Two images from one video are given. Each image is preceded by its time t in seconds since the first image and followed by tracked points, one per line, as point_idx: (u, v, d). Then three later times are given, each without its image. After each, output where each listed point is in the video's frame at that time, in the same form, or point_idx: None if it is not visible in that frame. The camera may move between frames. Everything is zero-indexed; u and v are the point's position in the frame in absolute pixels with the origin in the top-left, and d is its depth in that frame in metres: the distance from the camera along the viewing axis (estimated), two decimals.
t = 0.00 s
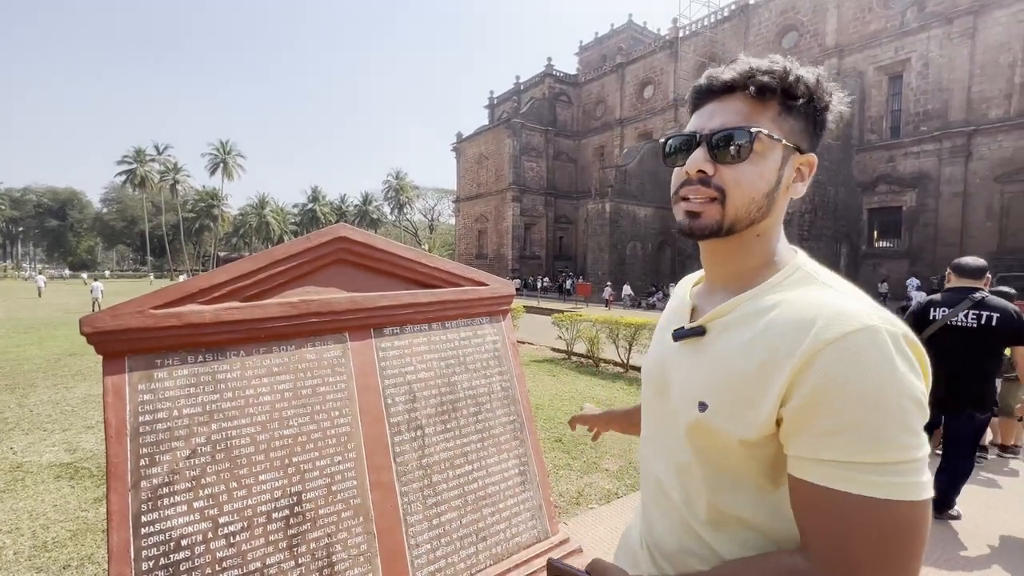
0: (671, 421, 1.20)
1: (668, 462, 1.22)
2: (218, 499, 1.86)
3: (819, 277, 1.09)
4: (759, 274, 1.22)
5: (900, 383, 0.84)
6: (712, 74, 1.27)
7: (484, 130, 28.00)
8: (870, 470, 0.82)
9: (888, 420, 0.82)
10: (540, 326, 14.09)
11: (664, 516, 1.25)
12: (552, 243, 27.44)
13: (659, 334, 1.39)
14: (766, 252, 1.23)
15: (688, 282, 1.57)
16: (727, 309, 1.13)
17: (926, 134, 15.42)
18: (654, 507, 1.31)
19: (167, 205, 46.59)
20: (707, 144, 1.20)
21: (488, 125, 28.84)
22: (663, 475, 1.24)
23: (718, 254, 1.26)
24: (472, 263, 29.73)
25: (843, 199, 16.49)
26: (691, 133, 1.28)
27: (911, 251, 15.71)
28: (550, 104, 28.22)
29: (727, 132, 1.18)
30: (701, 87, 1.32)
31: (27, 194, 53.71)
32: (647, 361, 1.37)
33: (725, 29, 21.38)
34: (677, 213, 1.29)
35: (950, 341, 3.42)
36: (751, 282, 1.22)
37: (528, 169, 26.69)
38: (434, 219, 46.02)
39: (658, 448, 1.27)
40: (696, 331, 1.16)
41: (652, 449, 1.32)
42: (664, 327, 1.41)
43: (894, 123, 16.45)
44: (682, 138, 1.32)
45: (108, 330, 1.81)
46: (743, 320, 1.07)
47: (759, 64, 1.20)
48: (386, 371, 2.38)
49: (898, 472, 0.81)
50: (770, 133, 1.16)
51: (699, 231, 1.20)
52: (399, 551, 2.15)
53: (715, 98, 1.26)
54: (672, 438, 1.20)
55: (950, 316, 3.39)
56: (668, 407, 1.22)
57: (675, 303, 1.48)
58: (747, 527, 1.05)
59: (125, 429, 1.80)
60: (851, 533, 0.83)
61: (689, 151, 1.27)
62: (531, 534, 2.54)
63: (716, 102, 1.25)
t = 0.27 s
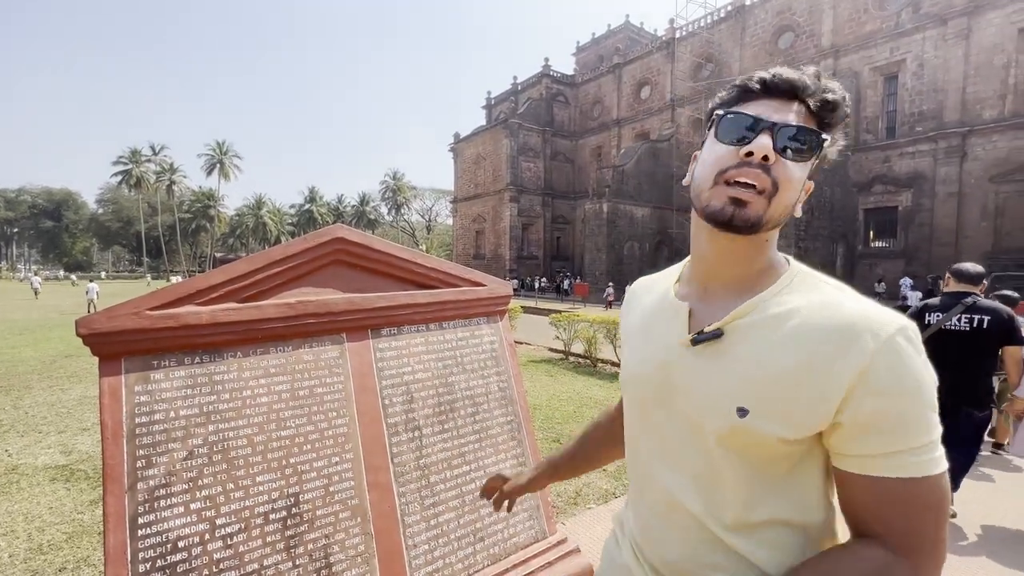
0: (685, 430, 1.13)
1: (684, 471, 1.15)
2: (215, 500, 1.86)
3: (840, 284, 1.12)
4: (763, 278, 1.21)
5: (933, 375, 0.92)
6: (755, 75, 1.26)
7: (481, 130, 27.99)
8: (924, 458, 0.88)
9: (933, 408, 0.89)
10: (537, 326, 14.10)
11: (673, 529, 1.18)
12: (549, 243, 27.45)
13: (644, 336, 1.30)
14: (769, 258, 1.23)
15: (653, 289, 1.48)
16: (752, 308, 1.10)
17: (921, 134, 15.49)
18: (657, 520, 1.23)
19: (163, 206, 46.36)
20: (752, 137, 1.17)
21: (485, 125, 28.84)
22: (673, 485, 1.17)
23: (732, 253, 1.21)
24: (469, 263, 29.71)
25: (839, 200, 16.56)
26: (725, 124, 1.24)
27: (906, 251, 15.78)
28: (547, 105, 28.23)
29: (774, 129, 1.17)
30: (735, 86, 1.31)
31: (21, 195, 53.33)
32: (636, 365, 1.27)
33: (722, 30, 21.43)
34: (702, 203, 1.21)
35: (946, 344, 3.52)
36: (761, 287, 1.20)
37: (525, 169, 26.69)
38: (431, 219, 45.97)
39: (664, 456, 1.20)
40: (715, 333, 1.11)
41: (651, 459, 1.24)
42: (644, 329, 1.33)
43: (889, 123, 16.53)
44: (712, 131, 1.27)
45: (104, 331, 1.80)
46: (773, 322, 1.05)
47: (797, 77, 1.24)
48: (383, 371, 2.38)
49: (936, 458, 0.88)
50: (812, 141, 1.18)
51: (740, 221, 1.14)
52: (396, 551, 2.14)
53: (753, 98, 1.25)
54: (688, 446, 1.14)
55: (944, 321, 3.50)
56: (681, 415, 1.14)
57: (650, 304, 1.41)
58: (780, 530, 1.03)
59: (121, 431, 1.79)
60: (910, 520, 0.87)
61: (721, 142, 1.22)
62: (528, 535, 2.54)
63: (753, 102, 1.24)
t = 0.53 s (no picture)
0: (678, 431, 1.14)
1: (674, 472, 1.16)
2: (209, 503, 1.84)
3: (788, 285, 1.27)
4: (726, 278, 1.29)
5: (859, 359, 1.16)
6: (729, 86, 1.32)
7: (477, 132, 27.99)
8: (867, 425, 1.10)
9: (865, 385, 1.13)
10: (533, 328, 14.10)
11: (666, 532, 1.17)
12: (545, 245, 27.48)
13: (620, 341, 1.24)
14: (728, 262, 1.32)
15: (606, 290, 1.40)
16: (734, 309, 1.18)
17: (913, 137, 15.63)
18: (641, 527, 1.21)
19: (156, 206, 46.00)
20: (736, 144, 1.22)
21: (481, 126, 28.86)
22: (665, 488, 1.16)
23: (705, 253, 1.26)
24: (465, 264, 29.68)
25: (833, 202, 16.68)
26: (706, 128, 1.25)
27: (899, 253, 15.90)
28: (543, 106, 28.29)
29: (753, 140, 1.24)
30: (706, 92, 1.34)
31: (13, 196, 52.81)
32: (617, 370, 1.21)
33: (717, 33, 21.54)
34: (688, 202, 1.22)
35: (938, 344, 3.59)
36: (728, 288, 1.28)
37: (521, 170, 26.71)
38: (427, 220, 45.90)
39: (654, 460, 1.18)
40: (708, 334, 1.14)
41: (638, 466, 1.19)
42: (614, 333, 1.26)
43: (882, 126, 16.67)
44: (690, 133, 1.28)
45: (98, 333, 1.79)
46: (760, 321, 1.14)
47: (758, 95, 1.34)
48: (379, 373, 2.38)
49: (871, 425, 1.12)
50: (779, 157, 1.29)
51: (730, 226, 1.19)
52: (392, 553, 2.13)
53: (727, 106, 1.30)
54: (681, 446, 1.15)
55: (937, 321, 3.59)
56: (677, 415, 1.14)
57: (608, 307, 1.33)
58: (761, 507, 1.15)
59: (115, 433, 1.77)
60: (868, 475, 1.09)
61: (703, 144, 1.24)
62: (524, 536, 2.54)
63: (727, 111, 1.30)
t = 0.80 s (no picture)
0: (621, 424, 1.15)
1: (619, 466, 1.16)
2: (199, 507, 1.82)
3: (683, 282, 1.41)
4: (639, 279, 1.37)
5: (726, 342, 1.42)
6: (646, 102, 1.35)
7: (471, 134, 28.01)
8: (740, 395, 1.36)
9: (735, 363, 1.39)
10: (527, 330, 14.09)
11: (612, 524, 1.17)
12: (539, 247, 27.50)
13: (560, 340, 1.18)
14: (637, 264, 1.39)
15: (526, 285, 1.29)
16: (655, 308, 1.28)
17: (902, 142, 15.84)
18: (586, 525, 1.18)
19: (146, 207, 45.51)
20: (654, 163, 1.27)
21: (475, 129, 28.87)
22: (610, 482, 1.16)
23: (622, 260, 1.32)
24: (459, 267, 29.62)
25: (823, 205, 16.86)
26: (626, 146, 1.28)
27: (888, 256, 16.09)
28: (537, 109, 28.37)
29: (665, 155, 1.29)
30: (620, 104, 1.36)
31: None
32: (562, 368, 1.16)
33: (709, 38, 21.73)
34: (616, 217, 1.25)
35: (934, 348, 3.67)
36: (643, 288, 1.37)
37: (515, 173, 26.74)
38: (420, 222, 45.77)
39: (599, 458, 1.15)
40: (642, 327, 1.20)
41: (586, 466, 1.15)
42: (550, 330, 1.20)
43: (871, 131, 16.88)
44: (609, 149, 1.29)
45: (85, 335, 1.76)
46: (680, 317, 1.26)
47: (667, 109, 1.40)
48: (372, 376, 2.36)
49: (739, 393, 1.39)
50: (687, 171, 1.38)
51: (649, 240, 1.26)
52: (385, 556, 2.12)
53: (646, 123, 1.34)
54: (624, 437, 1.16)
55: (936, 326, 3.67)
56: (621, 411, 1.15)
57: (534, 304, 1.24)
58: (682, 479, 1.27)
59: (103, 437, 1.75)
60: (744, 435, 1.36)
61: (623, 161, 1.26)
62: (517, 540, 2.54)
63: (645, 128, 1.33)
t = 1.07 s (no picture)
0: (563, 408, 1.26)
1: (561, 447, 1.26)
2: (184, 513, 1.80)
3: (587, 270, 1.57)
4: (556, 272, 1.49)
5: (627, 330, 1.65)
6: (524, 107, 1.48)
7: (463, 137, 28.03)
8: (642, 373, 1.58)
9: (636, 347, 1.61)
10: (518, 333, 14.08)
11: (556, 502, 1.27)
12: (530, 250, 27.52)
13: (504, 334, 1.25)
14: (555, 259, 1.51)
15: (458, 284, 1.32)
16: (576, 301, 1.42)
17: (886, 149, 16.14)
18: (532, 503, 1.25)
19: (131, 207, 44.83)
20: (528, 160, 1.39)
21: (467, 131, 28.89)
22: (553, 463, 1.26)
23: (537, 256, 1.42)
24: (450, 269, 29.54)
25: (810, 211, 17.10)
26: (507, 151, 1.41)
27: (874, 261, 16.33)
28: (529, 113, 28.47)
29: (541, 153, 1.41)
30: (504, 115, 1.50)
31: None
32: (508, 357, 1.23)
33: (699, 44, 21.99)
34: (511, 215, 1.37)
35: (928, 350, 3.77)
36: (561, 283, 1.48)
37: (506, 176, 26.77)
38: (411, 225, 45.58)
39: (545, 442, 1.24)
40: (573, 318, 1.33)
41: (534, 449, 1.23)
42: (493, 322, 1.26)
43: (856, 138, 17.18)
44: (495, 156, 1.42)
45: (68, 337, 1.73)
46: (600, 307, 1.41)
47: (553, 110, 1.52)
48: (361, 379, 2.35)
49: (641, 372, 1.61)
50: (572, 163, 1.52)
51: (541, 231, 1.37)
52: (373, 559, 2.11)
53: (531, 126, 1.45)
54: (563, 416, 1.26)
55: (929, 328, 3.77)
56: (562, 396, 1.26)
57: (472, 301, 1.28)
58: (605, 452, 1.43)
59: (84, 441, 1.71)
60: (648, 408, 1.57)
61: (500, 168, 1.40)
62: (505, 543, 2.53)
63: (530, 130, 1.44)
